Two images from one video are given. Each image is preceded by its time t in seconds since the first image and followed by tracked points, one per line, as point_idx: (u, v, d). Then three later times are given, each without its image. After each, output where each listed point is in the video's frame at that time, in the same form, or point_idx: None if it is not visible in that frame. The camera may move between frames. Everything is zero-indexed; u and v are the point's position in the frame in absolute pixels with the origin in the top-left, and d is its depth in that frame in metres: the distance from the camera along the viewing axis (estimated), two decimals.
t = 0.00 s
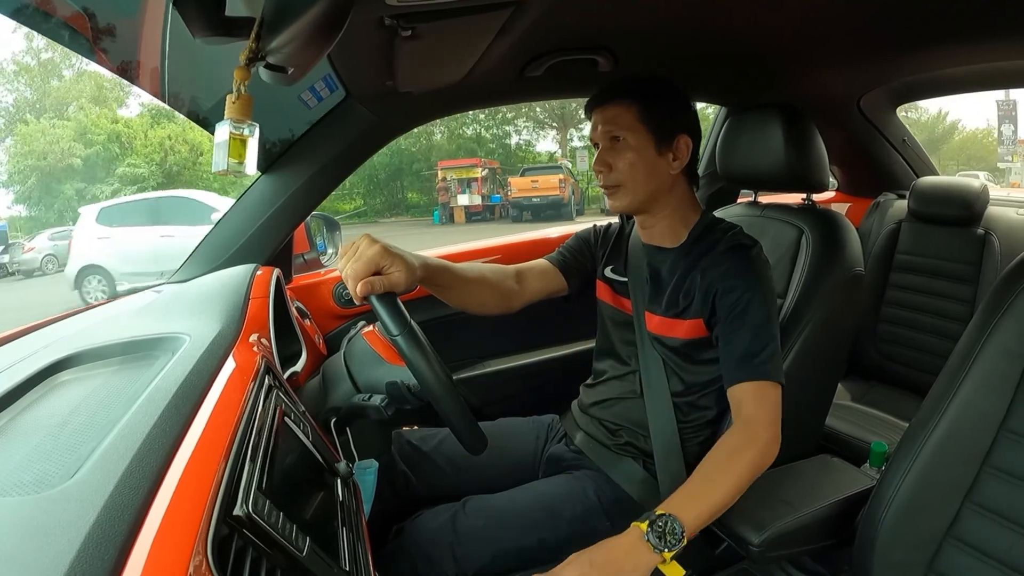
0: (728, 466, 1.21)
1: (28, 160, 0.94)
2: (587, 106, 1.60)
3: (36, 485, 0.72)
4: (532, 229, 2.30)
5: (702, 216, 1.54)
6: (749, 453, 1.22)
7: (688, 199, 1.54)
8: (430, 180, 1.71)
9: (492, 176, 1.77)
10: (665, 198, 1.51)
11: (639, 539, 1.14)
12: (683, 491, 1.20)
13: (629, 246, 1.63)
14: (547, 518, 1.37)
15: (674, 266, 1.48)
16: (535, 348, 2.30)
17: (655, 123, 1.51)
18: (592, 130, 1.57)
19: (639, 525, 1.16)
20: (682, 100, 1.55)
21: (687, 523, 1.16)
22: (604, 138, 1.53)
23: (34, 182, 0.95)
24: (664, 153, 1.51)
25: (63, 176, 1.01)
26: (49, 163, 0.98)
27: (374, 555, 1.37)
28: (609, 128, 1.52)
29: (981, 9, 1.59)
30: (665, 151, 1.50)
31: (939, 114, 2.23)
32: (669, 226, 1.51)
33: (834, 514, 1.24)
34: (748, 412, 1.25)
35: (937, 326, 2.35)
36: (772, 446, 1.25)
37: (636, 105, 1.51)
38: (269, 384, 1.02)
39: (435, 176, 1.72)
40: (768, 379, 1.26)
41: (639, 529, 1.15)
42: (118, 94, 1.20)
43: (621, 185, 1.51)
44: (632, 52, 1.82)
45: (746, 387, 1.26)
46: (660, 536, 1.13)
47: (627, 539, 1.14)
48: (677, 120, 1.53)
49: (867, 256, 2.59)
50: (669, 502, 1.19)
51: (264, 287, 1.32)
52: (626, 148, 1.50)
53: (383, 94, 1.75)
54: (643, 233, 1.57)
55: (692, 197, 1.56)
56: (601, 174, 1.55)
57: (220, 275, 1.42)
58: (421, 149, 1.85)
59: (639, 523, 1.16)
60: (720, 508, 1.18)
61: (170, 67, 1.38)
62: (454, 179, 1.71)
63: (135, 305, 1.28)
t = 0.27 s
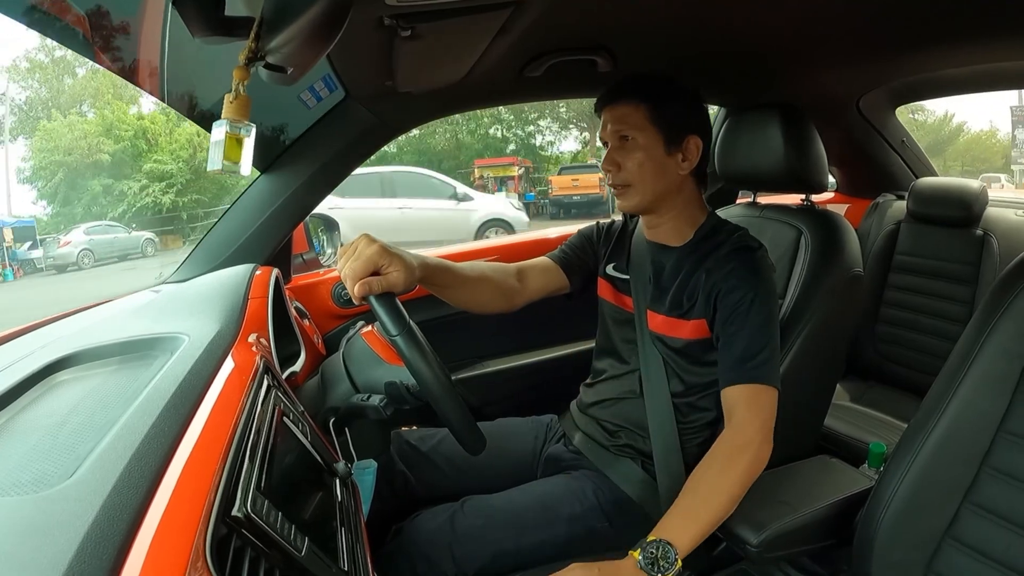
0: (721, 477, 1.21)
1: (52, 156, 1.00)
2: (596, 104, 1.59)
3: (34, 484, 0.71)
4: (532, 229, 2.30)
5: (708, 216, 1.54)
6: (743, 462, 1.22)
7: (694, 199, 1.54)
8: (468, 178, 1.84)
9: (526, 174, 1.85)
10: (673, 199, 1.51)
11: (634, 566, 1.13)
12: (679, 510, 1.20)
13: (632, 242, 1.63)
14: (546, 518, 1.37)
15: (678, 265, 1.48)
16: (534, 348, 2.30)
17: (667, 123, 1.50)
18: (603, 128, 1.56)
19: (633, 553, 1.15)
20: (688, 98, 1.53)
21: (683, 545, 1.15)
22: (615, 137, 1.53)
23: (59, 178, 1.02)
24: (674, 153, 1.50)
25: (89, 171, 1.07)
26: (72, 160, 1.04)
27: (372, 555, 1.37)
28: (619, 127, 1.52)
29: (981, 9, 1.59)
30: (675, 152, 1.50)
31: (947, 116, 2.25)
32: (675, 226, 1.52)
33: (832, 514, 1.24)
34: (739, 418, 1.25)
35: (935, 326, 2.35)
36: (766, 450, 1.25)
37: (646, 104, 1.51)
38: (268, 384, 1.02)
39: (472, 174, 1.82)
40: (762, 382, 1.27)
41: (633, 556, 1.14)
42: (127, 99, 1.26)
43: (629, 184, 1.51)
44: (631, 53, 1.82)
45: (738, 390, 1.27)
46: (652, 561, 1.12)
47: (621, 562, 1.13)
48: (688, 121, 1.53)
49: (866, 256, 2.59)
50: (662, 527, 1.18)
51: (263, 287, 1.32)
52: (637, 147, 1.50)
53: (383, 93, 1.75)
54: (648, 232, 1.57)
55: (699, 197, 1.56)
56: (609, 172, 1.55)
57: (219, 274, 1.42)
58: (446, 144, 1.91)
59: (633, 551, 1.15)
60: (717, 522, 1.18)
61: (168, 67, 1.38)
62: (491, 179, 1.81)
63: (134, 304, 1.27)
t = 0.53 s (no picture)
0: (716, 481, 1.21)
1: (74, 154, 1.05)
2: (606, 103, 1.60)
3: (32, 483, 0.71)
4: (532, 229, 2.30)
5: (713, 215, 1.54)
6: (738, 466, 1.22)
7: (699, 198, 1.54)
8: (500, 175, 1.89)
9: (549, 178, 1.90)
10: (677, 197, 1.51)
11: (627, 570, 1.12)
12: (673, 514, 1.19)
13: (635, 238, 1.63)
14: (545, 519, 1.37)
15: (682, 263, 1.48)
16: (533, 348, 2.30)
17: (672, 122, 1.50)
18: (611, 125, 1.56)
19: (627, 559, 1.14)
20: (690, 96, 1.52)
21: (678, 549, 1.15)
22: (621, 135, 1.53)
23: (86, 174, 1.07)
24: (679, 152, 1.50)
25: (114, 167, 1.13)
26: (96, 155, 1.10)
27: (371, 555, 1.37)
28: (625, 125, 1.52)
29: (981, 10, 1.59)
30: (681, 151, 1.50)
31: (952, 118, 2.24)
32: (680, 225, 1.52)
33: (831, 514, 1.24)
34: (735, 421, 1.25)
35: (935, 327, 2.36)
36: (760, 453, 1.25)
37: (652, 102, 1.51)
38: (266, 384, 1.02)
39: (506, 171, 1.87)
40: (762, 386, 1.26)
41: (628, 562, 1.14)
42: (138, 99, 1.30)
43: (634, 182, 1.51)
44: (631, 52, 1.82)
45: (734, 393, 1.27)
46: (646, 567, 1.11)
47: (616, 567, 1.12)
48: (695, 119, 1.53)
49: (865, 257, 2.59)
50: (656, 532, 1.18)
51: (262, 286, 1.32)
52: (643, 146, 1.50)
53: (383, 93, 1.75)
54: (653, 230, 1.57)
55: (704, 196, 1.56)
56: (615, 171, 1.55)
57: (218, 273, 1.42)
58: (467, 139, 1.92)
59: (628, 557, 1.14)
60: (711, 526, 1.18)
61: (168, 67, 1.38)
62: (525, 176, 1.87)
63: (132, 303, 1.27)
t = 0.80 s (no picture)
0: (718, 483, 1.21)
1: (100, 150, 1.11)
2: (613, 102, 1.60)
3: (33, 485, 0.71)
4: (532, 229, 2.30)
5: (718, 214, 1.52)
6: (740, 467, 1.22)
7: (701, 197, 1.51)
8: (524, 174, 1.83)
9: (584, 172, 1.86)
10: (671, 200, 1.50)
11: (627, 567, 1.12)
12: (673, 514, 1.19)
13: (640, 237, 1.63)
14: (545, 519, 1.37)
15: (688, 265, 1.48)
16: (533, 348, 2.30)
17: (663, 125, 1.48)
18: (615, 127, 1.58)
19: (626, 555, 1.14)
20: (691, 95, 1.50)
21: (677, 547, 1.15)
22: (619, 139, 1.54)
23: (112, 170, 1.13)
24: (677, 153, 1.48)
25: (140, 163, 1.19)
26: (121, 150, 1.16)
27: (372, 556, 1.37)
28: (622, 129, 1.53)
29: (981, 10, 1.59)
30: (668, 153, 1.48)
31: (958, 120, 2.24)
32: (679, 226, 1.52)
33: (831, 515, 1.24)
34: (739, 424, 1.25)
35: (935, 327, 2.36)
36: (762, 458, 1.25)
37: (649, 103, 1.50)
38: (267, 385, 1.02)
39: (530, 170, 1.85)
40: (762, 390, 1.26)
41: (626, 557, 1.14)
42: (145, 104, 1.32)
43: (633, 185, 1.51)
44: (631, 53, 1.82)
45: (739, 396, 1.27)
46: (645, 563, 1.11)
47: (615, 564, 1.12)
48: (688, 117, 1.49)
49: (866, 257, 2.60)
50: (655, 530, 1.18)
51: (263, 287, 1.32)
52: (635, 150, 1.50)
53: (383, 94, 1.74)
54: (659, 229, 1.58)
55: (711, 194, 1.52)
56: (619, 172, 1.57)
57: (219, 274, 1.42)
58: (490, 136, 1.87)
59: (627, 553, 1.15)
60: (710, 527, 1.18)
61: (168, 68, 1.38)
62: (551, 176, 1.85)
63: (133, 305, 1.27)
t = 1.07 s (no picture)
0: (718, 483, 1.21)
1: (122, 146, 1.17)
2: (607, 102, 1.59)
3: (32, 484, 0.71)
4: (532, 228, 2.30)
5: (714, 212, 1.52)
6: (740, 468, 1.22)
7: (696, 195, 1.51)
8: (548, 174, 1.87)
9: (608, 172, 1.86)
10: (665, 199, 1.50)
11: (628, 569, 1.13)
12: (673, 514, 1.20)
13: (636, 237, 1.63)
14: (545, 518, 1.37)
15: (686, 264, 1.48)
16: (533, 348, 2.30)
17: (654, 123, 1.48)
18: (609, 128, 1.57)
19: (627, 557, 1.14)
20: (690, 95, 1.51)
21: (677, 547, 1.16)
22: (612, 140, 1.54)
23: (134, 166, 1.19)
24: (670, 152, 1.49)
25: (159, 161, 1.25)
26: (138, 149, 1.22)
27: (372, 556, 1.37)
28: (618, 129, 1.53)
29: (980, 9, 1.59)
30: (661, 152, 1.48)
31: (965, 123, 2.20)
32: (676, 226, 1.51)
33: (831, 514, 1.24)
34: (738, 423, 1.25)
35: (934, 326, 2.36)
36: (761, 457, 1.25)
37: (641, 103, 1.50)
38: (267, 384, 1.02)
39: (555, 171, 1.87)
40: (762, 390, 1.26)
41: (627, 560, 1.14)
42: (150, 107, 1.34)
43: (628, 185, 1.51)
44: (631, 52, 1.82)
45: (738, 395, 1.27)
46: (647, 564, 1.12)
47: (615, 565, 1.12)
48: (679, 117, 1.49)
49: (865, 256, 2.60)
50: (655, 531, 1.18)
51: (262, 287, 1.32)
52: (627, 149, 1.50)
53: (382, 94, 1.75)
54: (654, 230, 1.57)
55: (705, 193, 1.53)
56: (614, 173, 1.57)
57: (218, 274, 1.42)
58: (510, 136, 1.89)
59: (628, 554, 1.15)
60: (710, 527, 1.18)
61: (167, 68, 1.38)
62: (576, 176, 1.87)
63: (132, 304, 1.27)
